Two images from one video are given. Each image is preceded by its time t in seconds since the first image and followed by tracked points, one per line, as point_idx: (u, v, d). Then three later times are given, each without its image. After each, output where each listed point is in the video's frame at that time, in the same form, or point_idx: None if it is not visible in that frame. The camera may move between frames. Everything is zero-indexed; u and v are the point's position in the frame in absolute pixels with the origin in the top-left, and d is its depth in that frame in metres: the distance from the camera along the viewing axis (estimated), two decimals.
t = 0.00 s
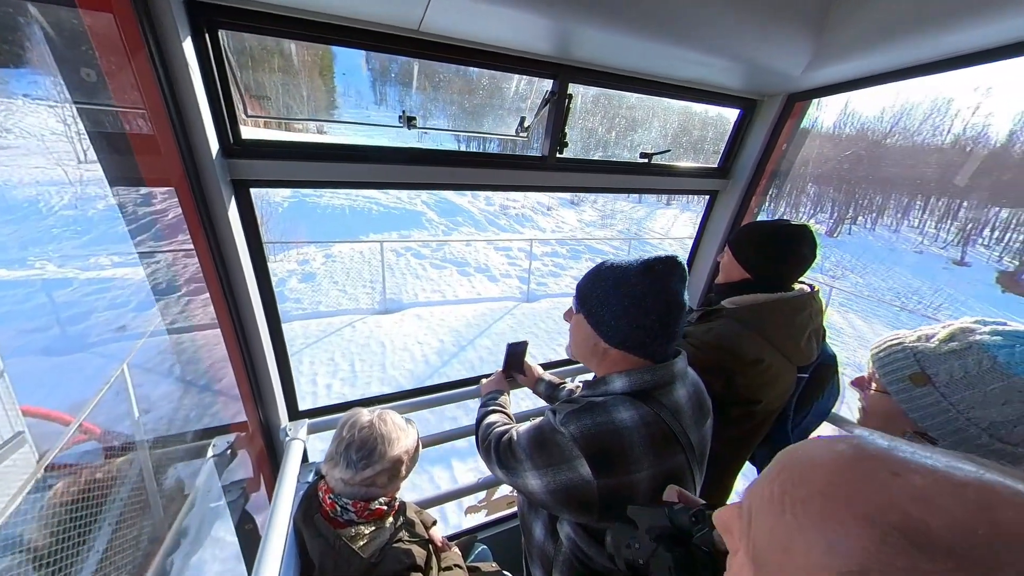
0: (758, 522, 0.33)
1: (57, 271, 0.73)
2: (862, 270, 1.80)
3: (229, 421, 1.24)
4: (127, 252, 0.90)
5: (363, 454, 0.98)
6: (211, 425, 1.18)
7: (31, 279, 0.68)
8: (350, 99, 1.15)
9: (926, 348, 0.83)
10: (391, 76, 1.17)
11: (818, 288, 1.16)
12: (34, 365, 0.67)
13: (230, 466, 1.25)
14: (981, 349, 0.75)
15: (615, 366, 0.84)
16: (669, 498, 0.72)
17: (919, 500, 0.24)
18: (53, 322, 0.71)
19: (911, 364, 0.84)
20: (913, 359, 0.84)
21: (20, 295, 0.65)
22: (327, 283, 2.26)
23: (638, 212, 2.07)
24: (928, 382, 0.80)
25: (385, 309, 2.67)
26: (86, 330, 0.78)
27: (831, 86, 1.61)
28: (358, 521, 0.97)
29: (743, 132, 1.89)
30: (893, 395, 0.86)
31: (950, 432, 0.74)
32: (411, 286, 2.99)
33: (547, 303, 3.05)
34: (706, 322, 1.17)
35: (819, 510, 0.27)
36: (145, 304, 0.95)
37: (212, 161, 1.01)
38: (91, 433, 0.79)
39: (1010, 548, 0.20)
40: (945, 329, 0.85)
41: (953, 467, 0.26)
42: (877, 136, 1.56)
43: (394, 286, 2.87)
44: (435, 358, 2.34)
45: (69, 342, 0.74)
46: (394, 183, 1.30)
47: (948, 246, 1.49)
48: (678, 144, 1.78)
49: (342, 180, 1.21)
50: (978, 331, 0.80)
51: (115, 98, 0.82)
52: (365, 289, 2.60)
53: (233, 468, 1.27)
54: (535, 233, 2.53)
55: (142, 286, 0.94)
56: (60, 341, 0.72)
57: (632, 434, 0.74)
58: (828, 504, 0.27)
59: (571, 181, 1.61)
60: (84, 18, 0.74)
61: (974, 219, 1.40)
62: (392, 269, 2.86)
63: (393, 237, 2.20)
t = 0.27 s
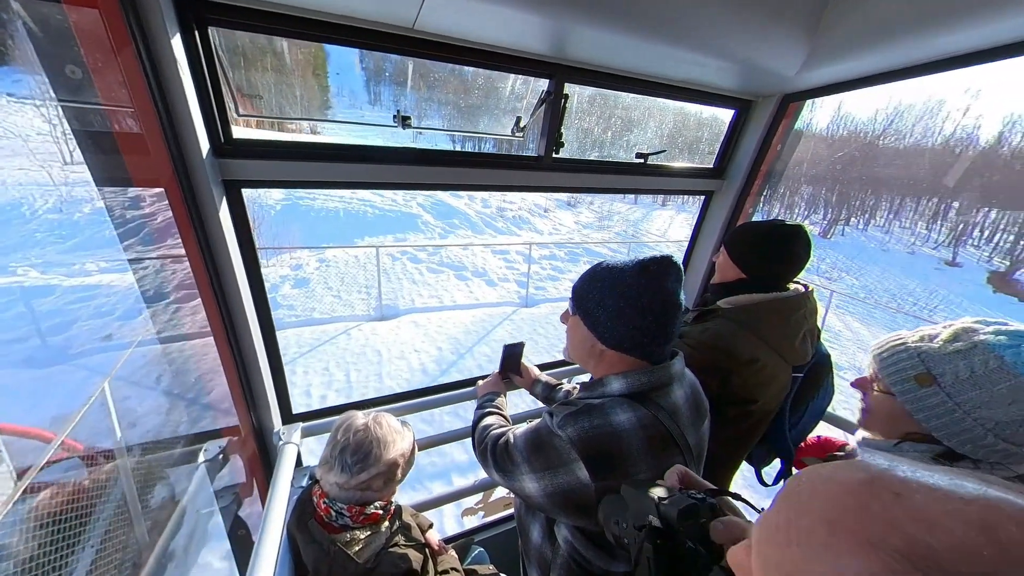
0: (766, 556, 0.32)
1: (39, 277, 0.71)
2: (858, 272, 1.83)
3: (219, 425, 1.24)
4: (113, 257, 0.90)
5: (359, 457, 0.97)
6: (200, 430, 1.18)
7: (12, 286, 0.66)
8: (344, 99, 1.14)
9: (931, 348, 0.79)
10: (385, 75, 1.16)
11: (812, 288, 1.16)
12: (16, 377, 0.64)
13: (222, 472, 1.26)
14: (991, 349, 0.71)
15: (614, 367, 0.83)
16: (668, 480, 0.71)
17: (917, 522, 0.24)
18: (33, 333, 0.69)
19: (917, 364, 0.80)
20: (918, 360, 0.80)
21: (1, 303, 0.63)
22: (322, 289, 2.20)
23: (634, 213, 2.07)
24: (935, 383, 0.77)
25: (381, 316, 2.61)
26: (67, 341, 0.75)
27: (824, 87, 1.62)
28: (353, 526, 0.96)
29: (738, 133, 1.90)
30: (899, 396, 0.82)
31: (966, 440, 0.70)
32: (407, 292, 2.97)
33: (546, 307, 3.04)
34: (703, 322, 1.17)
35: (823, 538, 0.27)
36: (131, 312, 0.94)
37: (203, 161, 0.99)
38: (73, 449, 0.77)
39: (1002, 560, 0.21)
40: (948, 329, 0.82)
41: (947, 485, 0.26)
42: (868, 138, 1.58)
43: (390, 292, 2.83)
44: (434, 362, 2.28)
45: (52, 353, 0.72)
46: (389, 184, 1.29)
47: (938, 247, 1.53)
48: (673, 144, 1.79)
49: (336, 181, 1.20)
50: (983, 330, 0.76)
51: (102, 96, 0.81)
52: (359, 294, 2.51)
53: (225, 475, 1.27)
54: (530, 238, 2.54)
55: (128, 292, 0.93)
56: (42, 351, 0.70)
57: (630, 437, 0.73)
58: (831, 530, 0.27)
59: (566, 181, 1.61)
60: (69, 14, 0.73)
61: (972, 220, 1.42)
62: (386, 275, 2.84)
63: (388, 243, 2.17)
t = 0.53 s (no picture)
0: (775, 560, 0.32)
1: (16, 284, 0.64)
2: (850, 273, 1.87)
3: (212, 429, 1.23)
4: (97, 264, 0.85)
5: (353, 460, 0.96)
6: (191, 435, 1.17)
7: None
8: (337, 100, 1.14)
9: (946, 340, 0.80)
10: (378, 75, 1.16)
11: (802, 287, 1.18)
12: None
13: (212, 478, 1.25)
14: (1004, 337, 0.74)
15: (605, 366, 0.83)
16: (651, 469, 0.69)
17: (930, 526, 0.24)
18: (9, 346, 0.62)
19: (943, 360, 0.78)
20: (946, 356, 0.78)
21: None
22: (314, 295, 2.14)
23: (628, 215, 2.07)
24: (968, 377, 0.76)
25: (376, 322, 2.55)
26: (46, 354, 0.69)
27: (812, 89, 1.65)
28: (348, 528, 0.95)
29: (729, 134, 1.92)
30: (936, 398, 0.79)
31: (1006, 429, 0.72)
32: (401, 297, 2.91)
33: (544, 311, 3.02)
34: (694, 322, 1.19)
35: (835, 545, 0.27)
36: (111, 324, 0.89)
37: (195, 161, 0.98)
38: (52, 469, 0.73)
39: (1012, 555, 0.21)
40: (939, 320, 0.84)
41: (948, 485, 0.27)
42: (858, 139, 1.61)
43: (386, 296, 2.74)
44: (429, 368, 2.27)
45: (30, 367, 0.66)
46: (383, 185, 1.29)
47: (928, 247, 1.56)
48: (666, 145, 1.80)
49: (329, 182, 1.19)
50: (981, 317, 0.79)
51: (90, 97, 0.80)
52: (354, 301, 2.48)
53: (214, 481, 1.26)
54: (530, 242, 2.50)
55: (109, 302, 0.88)
56: (18, 364, 0.63)
57: (625, 436, 0.74)
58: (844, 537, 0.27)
59: (560, 182, 1.62)
60: (57, 13, 0.72)
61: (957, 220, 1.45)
62: (382, 281, 2.67)
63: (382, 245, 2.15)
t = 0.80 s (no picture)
0: (753, 559, 0.32)
1: None
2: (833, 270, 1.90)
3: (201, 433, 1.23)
4: (77, 270, 0.84)
5: (348, 462, 0.96)
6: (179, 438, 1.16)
7: None
8: (328, 99, 1.13)
9: (934, 320, 0.90)
10: (371, 76, 1.15)
11: (790, 287, 1.20)
12: None
13: (204, 481, 1.26)
14: (980, 317, 0.87)
15: (597, 365, 0.83)
16: (650, 458, 0.69)
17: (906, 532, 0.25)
18: None
19: (933, 338, 0.88)
20: (935, 335, 0.88)
21: None
22: (303, 303, 1.73)
23: (621, 216, 2.09)
24: (955, 354, 0.86)
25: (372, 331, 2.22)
26: (20, 367, 0.67)
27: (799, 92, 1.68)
28: (344, 531, 0.95)
29: (720, 135, 1.95)
30: (929, 372, 0.88)
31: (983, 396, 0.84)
32: (396, 303, 2.50)
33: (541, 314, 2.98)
34: (686, 322, 1.20)
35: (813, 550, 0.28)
36: (91, 331, 0.87)
37: (185, 162, 0.97)
38: (29, 490, 0.71)
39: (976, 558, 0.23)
40: (920, 304, 0.95)
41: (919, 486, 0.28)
42: (845, 141, 1.64)
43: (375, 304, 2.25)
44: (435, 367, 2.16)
45: (6, 381, 0.65)
46: (375, 185, 1.28)
47: (914, 248, 1.58)
48: (657, 147, 1.82)
49: (318, 182, 1.19)
50: (957, 301, 0.92)
51: (77, 97, 0.79)
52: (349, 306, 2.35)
53: (207, 483, 1.27)
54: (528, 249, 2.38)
55: (88, 310, 0.87)
56: None
57: (618, 434, 0.75)
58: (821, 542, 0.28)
59: (553, 183, 1.63)
60: (42, 12, 0.71)
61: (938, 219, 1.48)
62: (377, 286, 2.21)
63: (381, 258, 1.99)
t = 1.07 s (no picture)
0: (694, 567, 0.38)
1: None
2: (818, 268, 1.89)
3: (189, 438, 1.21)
4: (52, 277, 0.79)
5: (340, 465, 0.95)
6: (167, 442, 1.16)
7: None
8: (317, 99, 1.12)
9: (902, 311, 0.94)
10: (360, 75, 1.14)
11: (778, 286, 1.21)
12: None
13: (192, 488, 1.23)
14: (943, 308, 0.91)
15: (588, 365, 0.84)
16: (658, 449, 0.68)
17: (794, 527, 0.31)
18: None
19: (902, 327, 0.91)
20: (903, 325, 0.92)
21: None
22: (295, 311, 1.86)
23: (613, 217, 2.10)
24: (921, 342, 0.90)
25: (363, 338, 2.28)
26: None
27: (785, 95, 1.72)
28: (336, 535, 0.94)
29: (708, 136, 1.97)
30: (897, 360, 0.91)
31: (948, 382, 0.87)
32: (388, 310, 2.67)
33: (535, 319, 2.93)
34: (677, 321, 1.21)
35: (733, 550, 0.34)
36: (66, 343, 0.82)
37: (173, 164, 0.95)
38: None
39: (836, 549, 0.29)
40: (891, 296, 0.99)
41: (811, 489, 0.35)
42: (831, 142, 1.68)
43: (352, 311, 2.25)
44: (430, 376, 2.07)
45: None
46: (366, 186, 1.27)
47: (900, 246, 1.60)
48: (647, 148, 1.84)
49: (304, 183, 1.17)
50: (922, 292, 0.96)
51: (59, 95, 0.78)
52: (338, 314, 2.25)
53: (196, 489, 1.24)
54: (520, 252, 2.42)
55: (64, 320, 0.82)
56: None
57: (610, 434, 0.75)
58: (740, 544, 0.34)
59: (545, 184, 1.63)
60: (21, 9, 0.69)
61: (919, 218, 1.51)
62: (366, 291, 2.34)
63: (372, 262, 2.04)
